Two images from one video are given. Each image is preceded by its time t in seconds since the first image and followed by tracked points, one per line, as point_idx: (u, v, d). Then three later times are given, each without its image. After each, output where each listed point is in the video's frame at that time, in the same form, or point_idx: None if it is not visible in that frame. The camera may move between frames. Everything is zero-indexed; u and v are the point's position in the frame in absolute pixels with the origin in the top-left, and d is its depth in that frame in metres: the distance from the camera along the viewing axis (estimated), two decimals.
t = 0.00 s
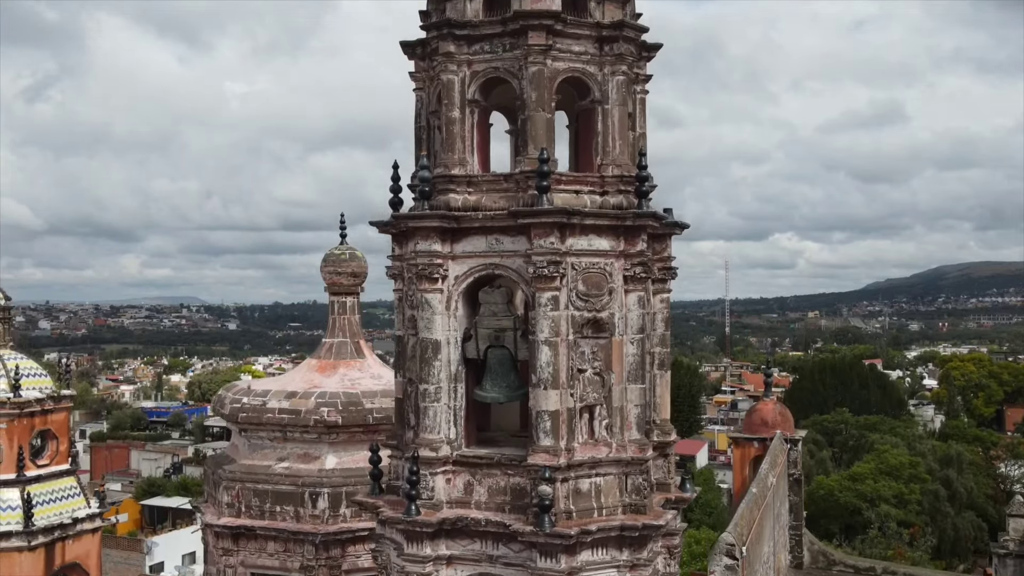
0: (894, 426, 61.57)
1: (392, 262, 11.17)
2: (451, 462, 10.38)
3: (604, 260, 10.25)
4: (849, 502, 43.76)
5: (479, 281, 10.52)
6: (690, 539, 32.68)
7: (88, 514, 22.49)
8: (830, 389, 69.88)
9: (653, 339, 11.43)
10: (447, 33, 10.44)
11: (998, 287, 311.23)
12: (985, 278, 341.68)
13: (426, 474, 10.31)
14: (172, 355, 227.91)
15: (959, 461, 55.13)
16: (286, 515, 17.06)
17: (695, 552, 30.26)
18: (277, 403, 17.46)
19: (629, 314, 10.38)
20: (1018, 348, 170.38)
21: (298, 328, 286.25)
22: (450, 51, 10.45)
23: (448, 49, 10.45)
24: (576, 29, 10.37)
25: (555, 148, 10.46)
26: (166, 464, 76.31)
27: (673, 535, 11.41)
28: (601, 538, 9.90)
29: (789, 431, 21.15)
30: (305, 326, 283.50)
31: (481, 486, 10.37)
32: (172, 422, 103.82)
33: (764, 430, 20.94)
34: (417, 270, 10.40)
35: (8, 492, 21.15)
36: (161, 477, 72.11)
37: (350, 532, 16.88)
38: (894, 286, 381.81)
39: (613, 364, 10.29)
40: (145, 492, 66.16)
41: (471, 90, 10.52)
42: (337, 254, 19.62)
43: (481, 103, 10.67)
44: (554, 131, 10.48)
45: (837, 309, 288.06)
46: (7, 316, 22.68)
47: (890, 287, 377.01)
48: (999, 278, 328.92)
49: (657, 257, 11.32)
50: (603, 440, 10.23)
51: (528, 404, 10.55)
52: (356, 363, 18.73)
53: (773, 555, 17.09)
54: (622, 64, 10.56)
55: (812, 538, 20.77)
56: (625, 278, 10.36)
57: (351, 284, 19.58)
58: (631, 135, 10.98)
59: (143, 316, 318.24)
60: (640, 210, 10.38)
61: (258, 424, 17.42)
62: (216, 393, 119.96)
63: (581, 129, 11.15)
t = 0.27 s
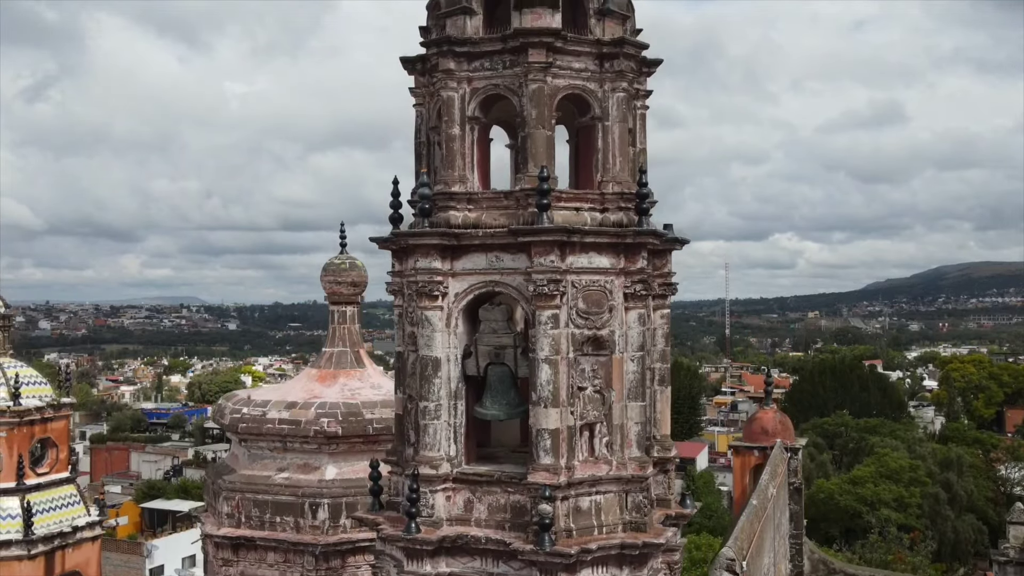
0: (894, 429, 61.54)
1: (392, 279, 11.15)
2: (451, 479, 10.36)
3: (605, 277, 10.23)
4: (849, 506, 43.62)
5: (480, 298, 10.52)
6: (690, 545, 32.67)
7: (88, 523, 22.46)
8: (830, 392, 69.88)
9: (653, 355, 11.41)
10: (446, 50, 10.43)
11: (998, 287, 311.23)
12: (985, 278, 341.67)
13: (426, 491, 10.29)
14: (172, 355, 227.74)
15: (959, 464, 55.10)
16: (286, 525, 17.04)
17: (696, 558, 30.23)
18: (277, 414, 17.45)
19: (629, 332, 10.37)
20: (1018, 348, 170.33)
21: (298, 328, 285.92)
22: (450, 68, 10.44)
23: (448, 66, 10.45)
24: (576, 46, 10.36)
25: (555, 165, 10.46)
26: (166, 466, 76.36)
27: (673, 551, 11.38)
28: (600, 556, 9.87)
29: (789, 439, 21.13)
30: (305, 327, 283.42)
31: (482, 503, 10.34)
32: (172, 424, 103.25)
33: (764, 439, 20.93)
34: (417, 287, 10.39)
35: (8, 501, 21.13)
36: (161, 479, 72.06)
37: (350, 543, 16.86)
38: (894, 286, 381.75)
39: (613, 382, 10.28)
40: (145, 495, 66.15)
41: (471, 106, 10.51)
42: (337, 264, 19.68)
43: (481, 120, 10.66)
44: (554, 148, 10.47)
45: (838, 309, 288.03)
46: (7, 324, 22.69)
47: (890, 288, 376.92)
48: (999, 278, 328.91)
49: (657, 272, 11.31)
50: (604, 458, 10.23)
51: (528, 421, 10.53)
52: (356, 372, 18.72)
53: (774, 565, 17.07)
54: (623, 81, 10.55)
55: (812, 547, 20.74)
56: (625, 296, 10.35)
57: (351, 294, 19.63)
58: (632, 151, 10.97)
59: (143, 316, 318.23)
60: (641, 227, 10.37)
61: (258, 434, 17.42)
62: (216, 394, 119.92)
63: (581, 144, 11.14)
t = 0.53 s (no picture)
0: (895, 432, 61.52)
1: (392, 295, 11.13)
2: (451, 497, 10.35)
3: (605, 295, 10.22)
4: (850, 510, 43.44)
5: (480, 315, 10.50)
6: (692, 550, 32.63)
7: (88, 531, 22.42)
8: (831, 395, 69.90)
9: (654, 371, 11.40)
10: (447, 67, 10.42)
11: (998, 287, 311.29)
12: (985, 278, 341.65)
13: (426, 509, 10.26)
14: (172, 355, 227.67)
15: (959, 468, 55.06)
16: (286, 536, 17.01)
17: (697, 564, 30.22)
18: (277, 424, 17.42)
19: (629, 349, 10.36)
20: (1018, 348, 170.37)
21: (298, 329, 285.78)
22: (450, 85, 10.43)
23: (449, 83, 10.44)
24: (577, 63, 10.34)
25: (556, 182, 10.44)
26: (166, 468, 76.33)
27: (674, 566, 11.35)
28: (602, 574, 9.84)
29: (789, 448, 21.17)
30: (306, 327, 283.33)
31: (482, 521, 10.33)
32: (172, 425, 102.92)
33: (765, 447, 20.92)
34: (417, 304, 10.38)
35: (8, 509, 21.10)
36: (161, 482, 72.02)
37: (350, 554, 16.83)
38: (894, 287, 381.76)
39: (614, 400, 10.27)
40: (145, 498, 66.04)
41: (471, 123, 10.49)
42: (338, 273, 19.71)
43: (481, 137, 10.65)
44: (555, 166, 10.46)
45: (838, 309, 288.03)
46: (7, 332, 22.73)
47: (890, 288, 376.90)
48: (999, 278, 328.95)
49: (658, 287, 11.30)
50: (605, 475, 10.22)
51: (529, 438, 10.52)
52: (356, 382, 18.70)
53: None
54: (623, 98, 10.55)
55: (812, 556, 20.75)
56: (626, 313, 10.34)
57: (351, 303, 19.65)
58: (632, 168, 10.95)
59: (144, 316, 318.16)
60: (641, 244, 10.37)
61: (258, 445, 17.40)
62: (216, 395, 119.78)
63: (582, 161, 11.13)
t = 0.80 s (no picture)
0: (895, 435, 61.51)
1: (393, 311, 11.11)
2: (452, 514, 10.33)
3: (606, 312, 10.20)
4: (850, 513, 43.29)
5: (481, 332, 10.48)
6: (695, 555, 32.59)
7: (88, 539, 22.38)
8: (830, 398, 69.93)
9: (655, 386, 11.38)
10: (448, 83, 10.40)
11: (998, 287, 311.33)
12: (985, 278, 341.69)
13: (427, 527, 10.23)
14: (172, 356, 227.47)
15: (959, 470, 55.02)
16: (286, 547, 16.96)
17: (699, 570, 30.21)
18: (277, 434, 17.40)
19: (630, 366, 10.34)
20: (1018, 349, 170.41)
21: (298, 329, 285.59)
22: (451, 101, 10.42)
23: (449, 100, 10.42)
24: (578, 80, 10.33)
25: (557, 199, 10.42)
26: (167, 470, 76.25)
27: None
28: None
29: (790, 456, 21.16)
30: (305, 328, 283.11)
31: (483, 538, 10.30)
32: (172, 427, 102.83)
33: (765, 456, 20.91)
34: (418, 322, 10.37)
35: (8, 518, 21.05)
36: (160, 484, 71.93)
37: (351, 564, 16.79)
38: (894, 287, 381.79)
39: (615, 418, 10.26)
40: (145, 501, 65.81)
41: (472, 140, 10.48)
42: (339, 282, 19.84)
43: (482, 153, 10.64)
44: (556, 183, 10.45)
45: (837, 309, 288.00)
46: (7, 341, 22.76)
47: (890, 288, 376.89)
48: (1000, 279, 328.92)
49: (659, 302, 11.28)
50: (606, 492, 10.19)
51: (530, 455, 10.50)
52: (357, 392, 18.69)
53: None
54: (625, 114, 10.53)
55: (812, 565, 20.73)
56: (627, 331, 10.32)
57: (352, 312, 19.72)
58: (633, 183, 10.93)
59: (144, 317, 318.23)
60: (642, 262, 10.37)
61: (258, 455, 17.35)
62: (216, 396, 119.79)
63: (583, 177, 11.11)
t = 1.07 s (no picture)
0: (896, 438, 61.49)
1: (393, 327, 11.10)
2: (453, 532, 10.32)
3: (608, 329, 10.18)
4: (850, 516, 43.20)
5: (482, 349, 10.47)
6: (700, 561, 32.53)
7: (87, 547, 22.36)
8: (831, 401, 69.96)
9: (655, 403, 11.37)
10: (449, 100, 10.39)
11: (998, 288, 311.35)
12: (986, 278, 341.37)
13: (427, 544, 10.19)
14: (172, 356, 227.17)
15: (960, 473, 54.99)
16: (286, 557, 16.94)
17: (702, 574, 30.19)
18: (278, 444, 17.36)
19: (631, 383, 10.32)
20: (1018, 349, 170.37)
21: (298, 330, 285.34)
22: (452, 118, 10.41)
23: (450, 116, 10.42)
24: (580, 96, 10.31)
25: (557, 216, 10.40)
26: (167, 472, 75.98)
27: None
28: None
29: (791, 465, 21.11)
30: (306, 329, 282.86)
31: (484, 555, 10.29)
32: (172, 429, 102.73)
33: (766, 464, 20.86)
34: (418, 339, 10.38)
35: (8, 526, 21.03)
36: (161, 487, 71.82)
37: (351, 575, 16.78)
38: (894, 287, 381.80)
39: (616, 436, 10.25)
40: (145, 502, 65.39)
41: (473, 156, 10.47)
42: (339, 291, 19.90)
43: (483, 169, 10.62)
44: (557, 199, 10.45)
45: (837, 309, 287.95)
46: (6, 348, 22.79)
47: (890, 288, 376.85)
48: (1000, 279, 328.84)
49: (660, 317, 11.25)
50: (607, 509, 10.18)
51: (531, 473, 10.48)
52: (357, 401, 18.67)
53: None
54: (626, 131, 10.52)
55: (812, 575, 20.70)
56: (628, 349, 10.30)
57: (352, 321, 19.73)
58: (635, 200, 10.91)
59: (144, 317, 318.18)
60: (643, 278, 10.36)
61: (259, 464, 17.30)
62: (216, 397, 119.78)
63: (583, 192, 11.08)
